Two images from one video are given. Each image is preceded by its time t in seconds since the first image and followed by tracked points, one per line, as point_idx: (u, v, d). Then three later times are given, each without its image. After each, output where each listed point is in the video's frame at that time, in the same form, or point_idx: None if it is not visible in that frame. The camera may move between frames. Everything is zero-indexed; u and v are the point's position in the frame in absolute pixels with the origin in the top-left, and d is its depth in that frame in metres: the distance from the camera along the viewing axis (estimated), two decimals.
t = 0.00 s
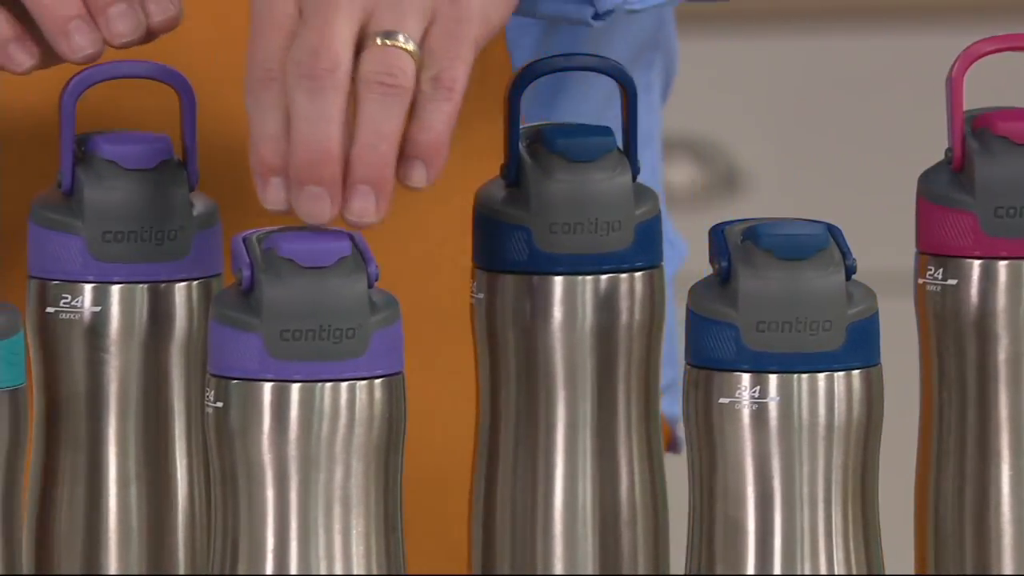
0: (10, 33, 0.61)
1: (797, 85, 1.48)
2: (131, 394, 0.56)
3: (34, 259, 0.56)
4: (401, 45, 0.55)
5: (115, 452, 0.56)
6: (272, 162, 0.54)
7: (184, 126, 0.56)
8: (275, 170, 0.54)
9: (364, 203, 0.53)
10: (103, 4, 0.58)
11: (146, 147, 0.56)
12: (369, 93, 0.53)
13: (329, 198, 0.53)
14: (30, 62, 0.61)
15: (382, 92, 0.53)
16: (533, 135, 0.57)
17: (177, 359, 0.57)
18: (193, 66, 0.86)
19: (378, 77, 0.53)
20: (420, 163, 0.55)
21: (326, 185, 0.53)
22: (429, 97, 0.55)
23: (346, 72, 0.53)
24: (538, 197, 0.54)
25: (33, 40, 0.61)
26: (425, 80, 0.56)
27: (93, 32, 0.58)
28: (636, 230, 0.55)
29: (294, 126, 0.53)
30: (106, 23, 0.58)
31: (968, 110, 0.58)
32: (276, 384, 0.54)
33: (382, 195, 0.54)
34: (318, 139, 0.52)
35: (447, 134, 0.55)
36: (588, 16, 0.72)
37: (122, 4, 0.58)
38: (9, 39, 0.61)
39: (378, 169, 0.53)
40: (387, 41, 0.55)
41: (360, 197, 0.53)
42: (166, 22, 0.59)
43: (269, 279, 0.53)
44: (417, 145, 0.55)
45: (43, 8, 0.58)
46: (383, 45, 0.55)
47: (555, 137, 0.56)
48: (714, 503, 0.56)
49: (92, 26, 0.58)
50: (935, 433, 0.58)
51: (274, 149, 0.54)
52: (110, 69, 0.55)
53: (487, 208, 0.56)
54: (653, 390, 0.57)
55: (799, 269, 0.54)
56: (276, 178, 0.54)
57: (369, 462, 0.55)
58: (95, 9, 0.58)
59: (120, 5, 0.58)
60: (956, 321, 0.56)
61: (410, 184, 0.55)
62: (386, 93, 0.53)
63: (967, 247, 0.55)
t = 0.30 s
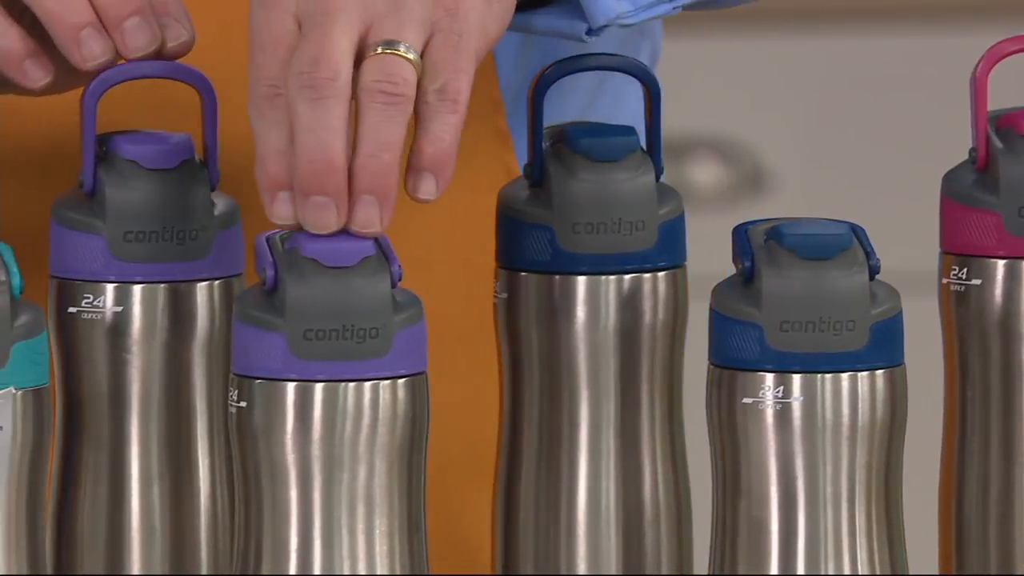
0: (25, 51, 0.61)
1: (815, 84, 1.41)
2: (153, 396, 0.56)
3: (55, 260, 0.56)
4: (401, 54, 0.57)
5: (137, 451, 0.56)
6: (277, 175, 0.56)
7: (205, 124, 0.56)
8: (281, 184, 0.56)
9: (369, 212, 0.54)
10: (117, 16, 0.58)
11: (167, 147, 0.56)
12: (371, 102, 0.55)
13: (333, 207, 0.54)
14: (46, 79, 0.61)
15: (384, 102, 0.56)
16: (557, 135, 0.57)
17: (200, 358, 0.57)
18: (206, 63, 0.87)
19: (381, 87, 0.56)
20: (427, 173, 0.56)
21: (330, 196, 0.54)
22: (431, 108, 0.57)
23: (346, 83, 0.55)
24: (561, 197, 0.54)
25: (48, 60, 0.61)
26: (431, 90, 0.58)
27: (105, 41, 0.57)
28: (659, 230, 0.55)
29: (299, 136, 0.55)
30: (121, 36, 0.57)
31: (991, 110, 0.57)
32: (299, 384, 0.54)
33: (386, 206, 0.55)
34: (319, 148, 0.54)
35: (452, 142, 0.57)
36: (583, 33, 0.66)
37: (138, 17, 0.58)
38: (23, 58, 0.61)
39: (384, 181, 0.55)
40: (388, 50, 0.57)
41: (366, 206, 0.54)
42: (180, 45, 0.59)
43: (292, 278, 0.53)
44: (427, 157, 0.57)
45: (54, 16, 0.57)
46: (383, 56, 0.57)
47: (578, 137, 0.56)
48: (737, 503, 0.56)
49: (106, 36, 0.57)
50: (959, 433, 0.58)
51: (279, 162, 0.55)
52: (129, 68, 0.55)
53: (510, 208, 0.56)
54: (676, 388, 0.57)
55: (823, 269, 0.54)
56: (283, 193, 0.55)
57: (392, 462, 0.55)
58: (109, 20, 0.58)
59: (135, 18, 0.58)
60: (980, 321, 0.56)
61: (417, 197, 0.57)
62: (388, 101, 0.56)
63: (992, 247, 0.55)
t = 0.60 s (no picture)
0: (50, 53, 0.61)
1: (837, 86, 1.40)
2: (179, 394, 0.56)
3: (83, 261, 0.56)
4: (428, 57, 0.57)
5: (163, 450, 0.56)
6: (303, 177, 0.56)
7: (231, 127, 0.56)
8: (306, 186, 0.56)
9: (392, 214, 0.55)
10: (143, 17, 0.58)
11: (193, 148, 0.56)
12: (396, 106, 0.55)
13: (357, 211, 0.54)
14: (73, 81, 0.62)
15: (409, 105, 0.56)
16: (581, 134, 0.57)
17: (226, 357, 0.57)
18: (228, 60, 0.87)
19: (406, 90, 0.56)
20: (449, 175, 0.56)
21: (354, 200, 0.54)
22: (456, 110, 0.57)
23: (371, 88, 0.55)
24: (586, 196, 0.54)
25: (75, 61, 0.62)
26: (454, 94, 0.57)
27: (131, 43, 0.58)
28: (684, 230, 0.55)
29: (323, 139, 0.55)
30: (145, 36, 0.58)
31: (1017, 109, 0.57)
32: (324, 383, 0.54)
33: (409, 208, 0.55)
34: (343, 151, 0.54)
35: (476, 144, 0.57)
36: (606, 41, 0.65)
37: (163, 17, 0.58)
38: (50, 59, 0.61)
39: (407, 184, 0.55)
40: (415, 53, 0.57)
41: (389, 208, 0.55)
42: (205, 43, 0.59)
43: (316, 278, 0.53)
44: (449, 159, 0.57)
45: (80, 18, 0.58)
46: (410, 58, 0.57)
47: (602, 137, 0.56)
48: (761, 504, 0.56)
49: (130, 36, 0.58)
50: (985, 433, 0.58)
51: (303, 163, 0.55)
52: (158, 68, 0.55)
53: (535, 209, 0.56)
54: (701, 387, 0.57)
55: (848, 269, 0.54)
56: (308, 196, 0.55)
57: (416, 462, 0.55)
58: (135, 22, 0.58)
59: (161, 18, 0.58)
60: (1005, 321, 0.56)
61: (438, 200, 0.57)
62: (412, 105, 0.56)
63: (1018, 247, 0.55)
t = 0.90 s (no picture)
0: (88, 64, 0.61)
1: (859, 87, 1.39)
2: (208, 394, 0.56)
3: (112, 260, 0.56)
4: (471, 60, 0.58)
5: (193, 449, 0.56)
6: (339, 172, 0.57)
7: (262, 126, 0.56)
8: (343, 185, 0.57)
9: (426, 215, 0.55)
10: (181, 23, 0.58)
11: (223, 147, 0.56)
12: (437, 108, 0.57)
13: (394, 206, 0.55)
14: (109, 92, 0.61)
15: (449, 107, 0.57)
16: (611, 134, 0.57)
17: (255, 357, 0.57)
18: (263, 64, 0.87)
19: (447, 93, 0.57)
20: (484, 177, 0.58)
21: (390, 198, 0.55)
22: (498, 113, 0.58)
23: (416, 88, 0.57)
24: (616, 196, 0.54)
25: (112, 74, 0.62)
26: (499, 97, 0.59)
27: (169, 44, 0.57)
28: (713, 229, 0.55)
29: (364, 139, 0.56)
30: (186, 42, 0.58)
31: None
32: (354, 383, 0.54)
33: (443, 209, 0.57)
34: (384, 149, 0.56)
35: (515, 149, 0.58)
36: (650, 64, 0.62)
37: (201, 22, 0.58)
38: (87, 71, 0.61)
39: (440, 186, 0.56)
40: (459, 55, 0.58)
41: (423, 207, 0.56)
42: (241, 49, 0.60)
43: (346, 278, 0.53)
44: (487, 161, 0.58)
45: (122, 25, 0.58)
46: (454, 60, 0.58)
47: (631, 137, 0.56)
48: (791, 504, 0.56)
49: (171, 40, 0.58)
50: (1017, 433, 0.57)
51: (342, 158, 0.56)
52: (194, 71, 0.55)
53: (565, 209, 0.56)
54: (732, 387, 0.57)
55: (878, 269, 0.54)
56: (341, 191, 0.57)
57: (446, 461, 0.55)
58: (174, 27, 0.58)
59: (199, 23, 0.58)
60: None
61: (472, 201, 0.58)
62: (452, 107, 0.57)
63: None
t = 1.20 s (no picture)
0: (114, 72, 0.61)
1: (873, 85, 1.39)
2: (235, 393, 0.56)
3: (137, 260, 0.56)
4: (491, 57, 0.59)
5: (220, 448, 0.56)
6: (358, 161, 0.56)
7: (286, 127, 0.56)
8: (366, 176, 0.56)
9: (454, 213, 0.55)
10: (206, 25, 0.58)
11: (248, 147, 0.56)
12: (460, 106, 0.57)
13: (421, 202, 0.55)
14: (137, 99, 0.61)
15: (471, 107, 0.57)
16: (638, 134, 0.57)
17: (282, 356, 0.57)
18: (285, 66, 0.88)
19: (469, 92, 0.57)
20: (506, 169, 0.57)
21: (416, 194, 0.55)
22: (518, 105, 0.58)
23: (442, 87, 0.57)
24: (644, 196, 0.54)
25: (139, 82, 0.62)
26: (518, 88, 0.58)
27: (194, 47, 0.57)
28: (741, 229, 0.55)
29: (389, 138, 0.56)
30: (211, 42, 0.57)
31: None
32: (381, 382, 0.54)
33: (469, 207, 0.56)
34: (410, 148, 0.55)
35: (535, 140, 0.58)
36: (672, 62, 0.61)
37: (226, 25, 0.58)
38: (114, 79, 0.61)
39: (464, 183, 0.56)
40: (478, 52, 0.58)
41: (450, 205, 0.55)
42: (268, 52, 0.59)
43: (373, 278, 0.53)
44: (508, 153, 0.57)
45: (146, 29, 0.58)
46: (474, 58, 0.58)
47: (659, 137, 0.56)
48: (819, 504, 0.56)
49: (196, 42, 0.57)
50: None
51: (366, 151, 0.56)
52: (217, 75, 0.55)
53: (593, 208, 0.56)
54: (759, 386, 0.57)
55: (907, 269, 0.54)
56: (361, 177, 0.56)
57: (474, 460, 0.54)
58: (199, 29, 0.58)
59: (224, 25, 0.58)
60: None
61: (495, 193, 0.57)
62: (476, 106, 0.57)
63: None
